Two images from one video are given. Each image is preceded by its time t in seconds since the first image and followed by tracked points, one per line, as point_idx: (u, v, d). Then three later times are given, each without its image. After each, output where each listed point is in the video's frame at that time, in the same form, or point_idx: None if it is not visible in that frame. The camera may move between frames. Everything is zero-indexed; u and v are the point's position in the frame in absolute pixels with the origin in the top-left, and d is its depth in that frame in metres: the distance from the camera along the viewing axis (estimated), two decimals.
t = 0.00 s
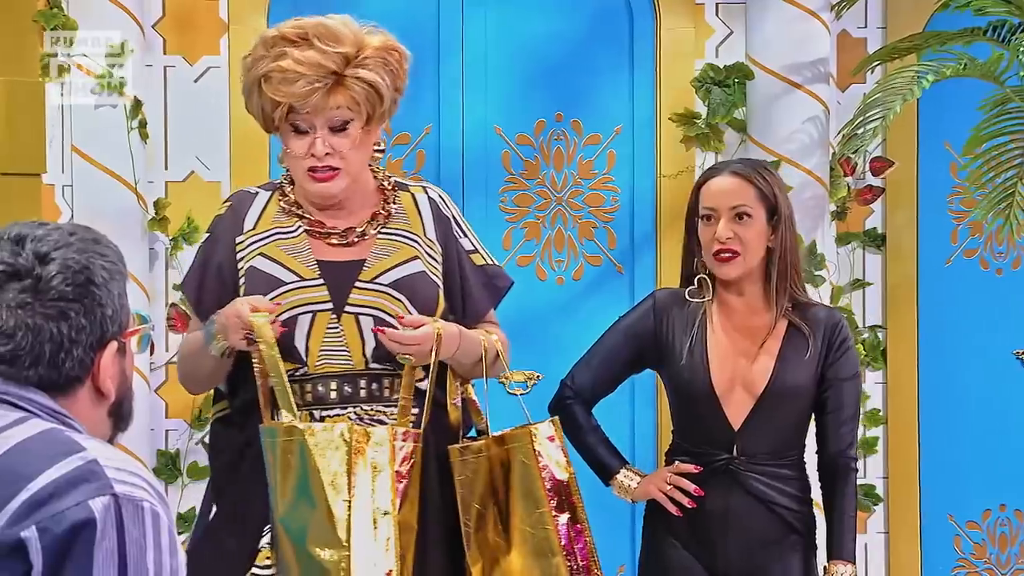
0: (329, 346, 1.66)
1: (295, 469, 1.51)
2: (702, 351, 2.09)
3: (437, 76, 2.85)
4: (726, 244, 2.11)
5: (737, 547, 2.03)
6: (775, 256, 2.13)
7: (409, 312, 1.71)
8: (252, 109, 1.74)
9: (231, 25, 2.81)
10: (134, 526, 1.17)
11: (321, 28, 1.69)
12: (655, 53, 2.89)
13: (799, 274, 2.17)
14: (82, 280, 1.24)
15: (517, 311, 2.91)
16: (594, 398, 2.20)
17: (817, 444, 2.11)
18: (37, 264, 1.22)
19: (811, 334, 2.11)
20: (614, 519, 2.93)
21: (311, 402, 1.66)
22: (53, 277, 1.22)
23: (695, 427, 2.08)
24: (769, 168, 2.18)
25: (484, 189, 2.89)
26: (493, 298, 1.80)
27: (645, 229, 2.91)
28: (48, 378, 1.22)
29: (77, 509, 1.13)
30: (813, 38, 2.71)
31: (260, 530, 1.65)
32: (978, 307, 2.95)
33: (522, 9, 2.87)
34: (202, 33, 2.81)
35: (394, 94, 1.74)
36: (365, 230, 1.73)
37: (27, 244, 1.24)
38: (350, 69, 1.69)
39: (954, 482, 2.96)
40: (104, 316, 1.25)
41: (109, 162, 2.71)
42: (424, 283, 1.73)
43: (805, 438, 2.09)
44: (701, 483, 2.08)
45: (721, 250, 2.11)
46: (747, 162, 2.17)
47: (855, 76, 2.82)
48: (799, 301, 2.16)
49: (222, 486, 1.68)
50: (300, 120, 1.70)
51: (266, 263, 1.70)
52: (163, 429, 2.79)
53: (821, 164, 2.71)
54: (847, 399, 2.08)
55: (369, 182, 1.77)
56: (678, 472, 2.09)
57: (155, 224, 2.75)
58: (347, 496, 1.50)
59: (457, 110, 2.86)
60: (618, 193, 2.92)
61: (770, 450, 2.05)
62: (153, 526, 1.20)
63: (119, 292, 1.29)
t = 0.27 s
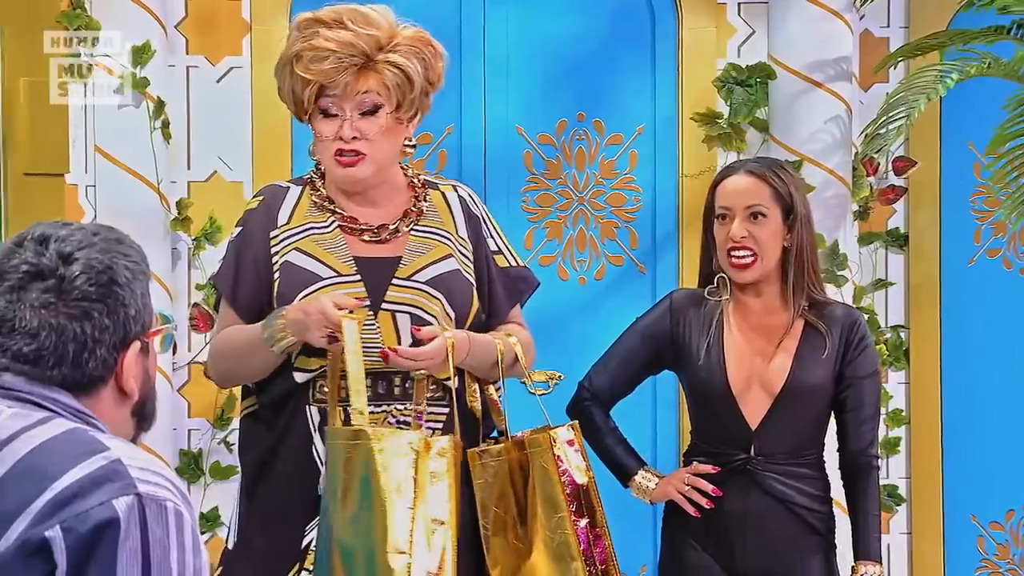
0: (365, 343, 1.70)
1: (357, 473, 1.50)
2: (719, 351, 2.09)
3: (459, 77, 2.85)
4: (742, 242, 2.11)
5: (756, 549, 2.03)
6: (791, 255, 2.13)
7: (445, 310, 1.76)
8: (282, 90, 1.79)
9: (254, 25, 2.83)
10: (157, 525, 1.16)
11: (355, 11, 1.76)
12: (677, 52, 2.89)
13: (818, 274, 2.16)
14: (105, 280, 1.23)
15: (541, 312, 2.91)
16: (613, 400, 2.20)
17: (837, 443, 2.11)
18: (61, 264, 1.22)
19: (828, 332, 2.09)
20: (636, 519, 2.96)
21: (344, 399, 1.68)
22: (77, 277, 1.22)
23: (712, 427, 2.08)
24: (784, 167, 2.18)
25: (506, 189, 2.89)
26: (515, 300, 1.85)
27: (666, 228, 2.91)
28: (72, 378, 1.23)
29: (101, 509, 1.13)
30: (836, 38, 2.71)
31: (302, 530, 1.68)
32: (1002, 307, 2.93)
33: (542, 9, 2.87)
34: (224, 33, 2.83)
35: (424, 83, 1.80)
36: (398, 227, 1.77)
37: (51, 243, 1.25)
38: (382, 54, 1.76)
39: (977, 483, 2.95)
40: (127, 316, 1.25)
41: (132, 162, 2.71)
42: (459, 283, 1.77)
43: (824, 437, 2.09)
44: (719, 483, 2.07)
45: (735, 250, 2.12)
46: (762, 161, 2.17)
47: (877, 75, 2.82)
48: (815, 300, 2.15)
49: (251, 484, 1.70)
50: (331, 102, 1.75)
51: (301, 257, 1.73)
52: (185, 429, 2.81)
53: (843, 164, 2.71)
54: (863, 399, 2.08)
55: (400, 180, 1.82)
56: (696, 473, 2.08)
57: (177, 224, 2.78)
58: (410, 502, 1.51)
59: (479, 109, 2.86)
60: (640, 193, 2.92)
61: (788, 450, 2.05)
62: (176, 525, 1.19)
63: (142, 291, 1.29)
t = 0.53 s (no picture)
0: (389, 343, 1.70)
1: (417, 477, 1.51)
2: (734, 353, 2.08)
3: (477, 77, 2.86)
4: (755, 246, 2.10)
5: (774, 549, 2.01)
6: (805, 257, 2.12)
7: (469, 312, 1.76)
8: (304, 85, 1.79)
9: (274, 25, 2.85)
10: (175, 525, 1.16)
11: (379, 8, 1.75)
12: (695, 52, 2.90)
13: (832, 275, 2.16)
14: (123, 281, 1.23)
15: (561, 312, 2.91)
16: (630, 403, 2.21)
17: (856, 440, 2.08)
18: (80, 265, 1.22)
19: (843, 331, 2.08)
20: (653, 520, 2.97)
21: (368, 398, 1.69)
22: (95, 277, 1.21)
23: (728, 427, 2.07)
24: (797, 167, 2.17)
25: (524, 189, 2.90)
26: (534, 301, 1.86)
27: (685, 231, 2.92)
28: (90, 378, 1.22)
29: (119, 509, 1.12)
30: (854, 37, 2.72)
31: (323, 528, 1.67)
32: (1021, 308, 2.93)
33: (558, 9, 2.88)
34: (244, 33, 2.85)
35: (447, 79, 1.80)
36: (420, 227, 1.78)
37: (69, 244, 1.24)
38: (405, 49, 1.76)
39: (996, 484, 2.95)
40: (146, 316, 1.24)
41: (151, 163, 2.74)
42: (482, 283, 1.78)
43: (842, 436, 2.07)
44: (736, 483, 2.06)
45: (750, 253, 2.11)
46: (774, 163, 2.16)
47: (896, 75, 2.83)
48: (831, 299, 2.13)
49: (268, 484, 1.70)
50: (355, 96, 1.75)
51: (326, 256, 1.72)
52: (204, 429, 2.83)
53: (862, 163, 2.72)
54: (878, 398, 2.05)
55: (421, 180, 1.83)
56: (714, 473, 2.07)
57: (195, 224, 2.79)
58: (464, 507, 1.52)
59: (498, 109, 2.87)
60: (658, 193, 2.92)
61: (803, 450, 2.03)
62: (194, 526, 1.19)
63: (160, 292, 1.28)
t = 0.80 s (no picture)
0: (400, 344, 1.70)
1: (450, 476, 1.52)
2: (743, 354, 2.07)
3: (488, 78, 2.86)
4: (751, 246, 2.09)
5: (784, 551, 2.01)
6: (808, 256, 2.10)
7: (479, 314, 1.76)
8: (318, 85, 1.79)
9: (285, 27, 2.85)
10: (187, 526, 1.16)
11: (395, 10, 1.75)
12: (706, 53, 2.90)
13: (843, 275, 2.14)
14: (136, 282, 1.22)
15: (570, 312, 2.92)
16: (639, 404, 2.21)
17: (865, 442, 2.08)
18: (92, 266, 1.21)
19: (853, 332, 2.07)
20: (665, 521, 2.97)
21: (380, 401, 1.69)
22: (108, 278, 1.21)
23: (738, 429, 2.07)
24: (802, 167, 2.15)
25: (535, 190, 2.90)
26: (544, 303, 1.86)
27: (696, 232, 2.92)
28: (102, 379, 1.22)
29: (131, 510, 1.12)
30: (866, 37, 2.73)
31: (339, 533, 1.67)
32: None
33: (566, 9, 2.88)
34: (255, 35, 2.85)
35: (461, 81, 1.81)
36: (429, 229, 1.78)
37: (81, 246, 1.23)
38: (421, 50, 1.77)
39: (1008, 485, 2.95)
40: (158, 317, 1.24)
41: (161, 163, 2.74)
42: (492, 285, 1.78)
43: (852, 438, 2.06)
44: (746, 485, 2.06)
45: (746, 253, 2.10)
46: (777, 165, 2.14)
47: (908, 75, 2.83)
48: (842, 299, 2.12)
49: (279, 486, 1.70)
50: (369, 97, 1.75)
51: (336, 257, 1.72)
52: (215, 430, 2.84)
53: (874, 164, 2.72)
54: (887, 399, 2.04)
55: (431, 182, 1.83)
56: (724, 475, 2.07)
57: (206, 226, 2.80)
58: (500, 509, 1.53)
59: (509, 110, 2.87)
60: (669, 193, 2.93)
61: (814, 452, 2.02)
62: (206, 526, 1.19)
63: (172, 293, 1.28)
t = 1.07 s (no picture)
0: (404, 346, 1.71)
1: (464, 481, 1.55)
2: (745, 354, 2.07)
3: (493, 80, 2.86)
4: (774, 250, 2.08)
5: (785, 552, 2.00)
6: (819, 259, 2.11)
7: (482, 316, 1.76)
8: (320, 86, 1.79)
9: (289, 28, 2.86)
10: (192, 528, 1.16)
11: (396, 10, 1.76)
12: (711, 54, 2.91)
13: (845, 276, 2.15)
14: (141, 284, 1.22)
15: (574, 313, 2.92)
16: (640, 406, 2.20)
17: (870, 441, 2.07)
18: (97, 268, 1.21)
19: (855, 336, 2.06)
20: (668, 523, 2.97)
21: (384, 403, 1.70)
22: (113, 280, 1.21)
23: (741, 430, 2.07)
24: (809, 171, 2.16)
25: (540, 191, 2.90)
26: (547, 306, 1.86)
27: (701, 234, 2.92)
28: (108, 381, 1.22)
29: (137, 511, 1.12)
30: (871, 39, 2.73)
31: (345, 536, 1.67)
32: None
33: (570, 10, 2.88)
34: (260, 36, 2.86)
35: (462, 79, 1.81)
36: (433, 232, 1.77)
37: (86, 248, 1.23)
38: (421, 48, 1.77)
39: (1011, 486, 2.95)
40: (163, 319, 1.24)
41: (166, 164, 2.73)
42: (494, 287, 1.78)
43: (856, 439, 2.05)
44: (749, 486, 2.06)
45: (767, 256, 2.09)
46: (788, 166, 2.15)
47: (913, 77, 2.83)
48: (842, 301, 2.12)
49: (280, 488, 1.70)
50: (370, 96, 1.75)
51: (339, 259, 1.71)
52: (220, 431, 2.85)
53: (879, 166, 2.72)
54: (889, 399, 2.04)
55: (434, 184, 1.83)
56: (726, 476, 2.07)
57: (211, 228, 2.80)
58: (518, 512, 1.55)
59: (513, 112, 2.87)
60: (674, 196, 2.93)
61: (816, 452, 2.02)
62: (211, 528, 1.19)
63: (178, 295, 1.27)
